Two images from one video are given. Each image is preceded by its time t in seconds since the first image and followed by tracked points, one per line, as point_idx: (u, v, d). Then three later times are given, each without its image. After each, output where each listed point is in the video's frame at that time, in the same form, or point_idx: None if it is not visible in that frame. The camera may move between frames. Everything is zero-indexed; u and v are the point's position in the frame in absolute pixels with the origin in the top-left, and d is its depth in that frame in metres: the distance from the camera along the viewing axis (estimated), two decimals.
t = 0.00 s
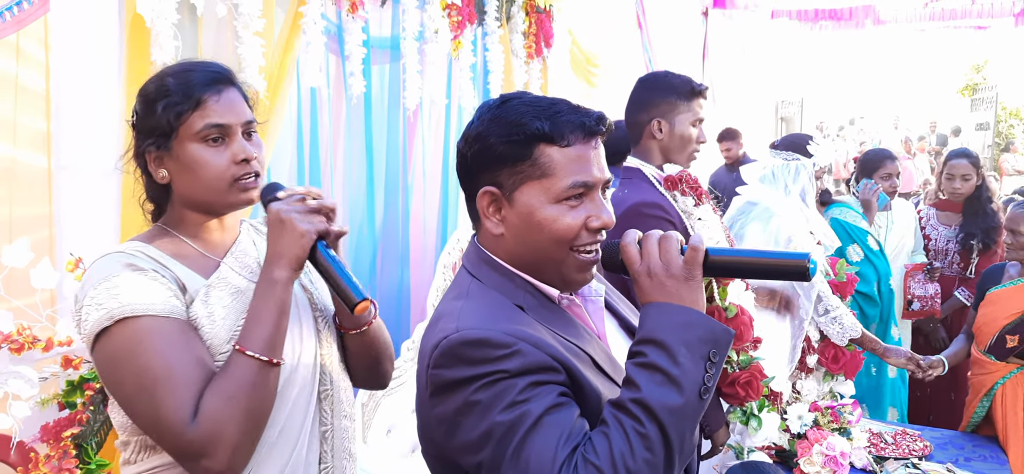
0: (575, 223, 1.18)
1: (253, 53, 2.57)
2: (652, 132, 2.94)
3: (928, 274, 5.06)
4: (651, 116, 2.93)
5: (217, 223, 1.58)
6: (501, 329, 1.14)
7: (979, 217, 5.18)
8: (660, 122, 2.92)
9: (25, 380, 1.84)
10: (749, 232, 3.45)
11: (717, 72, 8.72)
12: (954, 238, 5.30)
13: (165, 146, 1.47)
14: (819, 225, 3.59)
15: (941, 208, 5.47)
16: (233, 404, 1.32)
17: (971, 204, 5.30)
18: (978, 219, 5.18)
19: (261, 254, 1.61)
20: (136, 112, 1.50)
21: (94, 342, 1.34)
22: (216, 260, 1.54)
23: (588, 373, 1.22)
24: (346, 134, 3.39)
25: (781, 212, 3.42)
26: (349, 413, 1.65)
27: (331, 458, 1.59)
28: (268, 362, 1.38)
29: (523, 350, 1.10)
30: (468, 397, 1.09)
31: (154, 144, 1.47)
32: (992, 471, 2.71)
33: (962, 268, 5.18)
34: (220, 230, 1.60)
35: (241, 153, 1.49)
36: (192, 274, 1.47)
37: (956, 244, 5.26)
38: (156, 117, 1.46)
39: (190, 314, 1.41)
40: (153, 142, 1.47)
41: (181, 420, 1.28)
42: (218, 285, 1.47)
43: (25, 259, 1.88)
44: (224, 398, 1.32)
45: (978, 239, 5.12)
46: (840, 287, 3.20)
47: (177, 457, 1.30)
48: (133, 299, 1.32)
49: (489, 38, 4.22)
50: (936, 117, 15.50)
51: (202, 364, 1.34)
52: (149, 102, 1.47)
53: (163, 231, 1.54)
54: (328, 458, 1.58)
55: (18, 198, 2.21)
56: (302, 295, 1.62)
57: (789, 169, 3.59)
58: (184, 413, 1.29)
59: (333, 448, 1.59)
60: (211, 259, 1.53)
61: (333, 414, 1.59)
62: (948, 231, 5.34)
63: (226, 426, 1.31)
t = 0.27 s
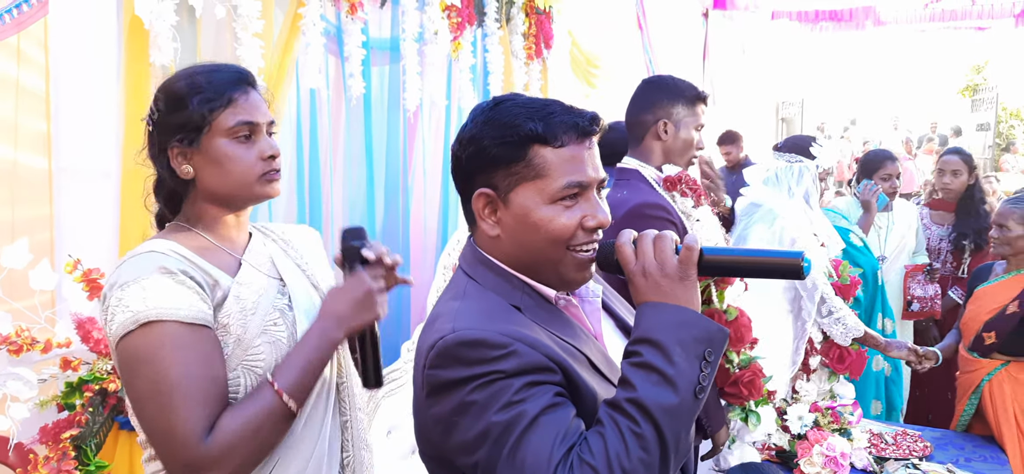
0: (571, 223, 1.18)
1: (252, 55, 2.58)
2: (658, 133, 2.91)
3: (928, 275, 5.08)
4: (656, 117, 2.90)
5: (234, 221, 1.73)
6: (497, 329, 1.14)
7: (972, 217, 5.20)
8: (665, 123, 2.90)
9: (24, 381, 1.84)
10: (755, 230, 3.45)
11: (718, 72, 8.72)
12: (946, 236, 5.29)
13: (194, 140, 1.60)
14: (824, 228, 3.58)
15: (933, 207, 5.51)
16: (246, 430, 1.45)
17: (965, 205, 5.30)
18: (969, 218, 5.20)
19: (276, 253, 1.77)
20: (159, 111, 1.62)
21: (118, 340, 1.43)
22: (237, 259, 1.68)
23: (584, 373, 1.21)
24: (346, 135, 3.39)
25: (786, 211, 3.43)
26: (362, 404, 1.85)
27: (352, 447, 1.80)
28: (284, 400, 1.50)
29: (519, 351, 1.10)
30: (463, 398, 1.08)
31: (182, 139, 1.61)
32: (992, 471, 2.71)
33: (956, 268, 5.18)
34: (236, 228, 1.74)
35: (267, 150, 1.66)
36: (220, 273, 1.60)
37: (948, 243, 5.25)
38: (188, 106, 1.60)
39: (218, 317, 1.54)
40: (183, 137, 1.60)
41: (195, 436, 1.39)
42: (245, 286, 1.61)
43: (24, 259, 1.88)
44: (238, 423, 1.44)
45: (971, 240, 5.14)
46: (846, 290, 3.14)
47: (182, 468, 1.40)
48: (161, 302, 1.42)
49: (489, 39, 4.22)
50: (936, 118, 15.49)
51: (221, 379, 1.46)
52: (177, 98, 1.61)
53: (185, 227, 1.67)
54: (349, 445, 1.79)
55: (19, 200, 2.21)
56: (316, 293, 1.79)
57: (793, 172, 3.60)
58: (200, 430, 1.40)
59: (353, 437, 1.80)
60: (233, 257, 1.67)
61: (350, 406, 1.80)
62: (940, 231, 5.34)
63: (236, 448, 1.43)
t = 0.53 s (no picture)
0: (576, 224, 1.17)
1: (253, 56, 2.58)
2: (658, 135, 2.90)
3: (929, 274, 5.09)
4: (658, 119, 2.89)
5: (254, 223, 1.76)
6: (495, 329, 1.13)
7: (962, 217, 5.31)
8: (665, 127, 2.89)
9: (23, 383, 1.83)
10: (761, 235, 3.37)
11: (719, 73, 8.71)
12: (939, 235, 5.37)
13: (234, 140, 1.64)
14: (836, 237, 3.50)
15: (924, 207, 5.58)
16: (253, 443, 1.49)
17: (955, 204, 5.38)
18: (961, 218, 5.30)
19: (287, 254, 1.80)
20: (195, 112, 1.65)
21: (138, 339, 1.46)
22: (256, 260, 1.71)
23: (583, 373, 1.21)
24: (347, 137, 3.38)
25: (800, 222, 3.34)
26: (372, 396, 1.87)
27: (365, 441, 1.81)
28: (296, 423, 1.57)
29: (518, 351, 1.10)
30: (461, 398, 1.08)
31: (221, 138, 1.64)
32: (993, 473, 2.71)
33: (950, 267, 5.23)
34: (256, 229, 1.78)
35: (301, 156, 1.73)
36: (241, 275, 1.62)
37: (942, 242, 5.31)
38: (235, 107, 1.64)
39: (239, 318, 1.56)
40: (224, 136, 1.63)
41: (205, 445, 1.43)
42: (265, 288, 1.64)
43: (23, 262, 1.87)
44: (245, 436, 1.49)
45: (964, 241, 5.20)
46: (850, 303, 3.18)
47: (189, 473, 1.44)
48: (183, 309, 1.44)
49: (490, 40, 4.21)
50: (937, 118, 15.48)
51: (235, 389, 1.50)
52: (223, 100, 1.65)
53: (203, 226, 1.68)
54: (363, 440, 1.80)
55: (20, 202, 2.20)
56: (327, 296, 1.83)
57: (808, 178, 3.53)
58: (212, 439, 1.44)
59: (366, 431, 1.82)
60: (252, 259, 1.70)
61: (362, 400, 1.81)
62: (931, 229, 5.42)
63: (245, 456, 1.48)
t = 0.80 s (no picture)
0: (567, 222, 1.17)
1: (253, 56, 2.58)
2: (656, 136, 2.90)
3: (929, 275, 4.98)
4: (656, 121, 2.89)
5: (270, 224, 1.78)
6: (496, 330, 1.13)
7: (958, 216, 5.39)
8: (663, 128, 2.89)
9: (23, 384, 1.83)
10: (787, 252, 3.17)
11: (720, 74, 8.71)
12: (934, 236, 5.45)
13: (263, 141, 1.68)
14: (869, 263, 3.26)
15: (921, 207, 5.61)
16: (260, 441, 1.49)
17: (946, 204, 5.46)
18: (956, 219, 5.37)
19: (303, 254, 1.81)
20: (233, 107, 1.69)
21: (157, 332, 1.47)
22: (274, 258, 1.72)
23: (584, 374, 1.21)
24: (347, 137, 3.38)
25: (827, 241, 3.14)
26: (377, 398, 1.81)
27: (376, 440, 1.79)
28: (300, 429, 1.57)
29: (519, 351, 1.09)
30: (463, 399, 1.08)
31: (251, 137, 1.67)
32: None
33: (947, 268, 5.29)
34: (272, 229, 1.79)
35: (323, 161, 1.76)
36: (259, 272, 1.63)
37: (939, 244, 5.40)
38: (267, 108, 1.69)
39: (258, 314, 1.56)
40: (255, 135, 1.67)
41: (212, 439, 1.43)
42: (282, 285, 1.65)
43: (23, 262, 1.87)
44: (253, 434, 1.49)
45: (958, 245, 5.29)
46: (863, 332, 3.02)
47: (196, 468, 1.44)
48: (202, 304, 1.45)
49: (490, 41, 4.21)
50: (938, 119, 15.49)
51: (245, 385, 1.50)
52: (254, 101, 1.69)
53: (222, 224, 1.71)
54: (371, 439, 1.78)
55: (19, 203, 2.19)
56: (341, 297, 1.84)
57: (844, 200, 3.31)
58: (218, 434, 1.44)
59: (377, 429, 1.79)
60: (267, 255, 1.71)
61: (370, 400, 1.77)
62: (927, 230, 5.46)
63: (248, 456, 1.47)
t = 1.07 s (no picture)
0: (571, 222, 1.16)
1: (252, 56, 2.57)
2: (656, 137, 2.89)
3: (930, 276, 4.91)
4: (656, 121, 2.88)
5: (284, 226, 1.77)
6: (498, 332, 1.12)
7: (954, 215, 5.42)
8: (663, 129, 2.88)
9: (21, 384, 1.82)
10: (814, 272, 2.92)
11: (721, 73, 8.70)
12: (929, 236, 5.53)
13: (275, 140, 1.68)
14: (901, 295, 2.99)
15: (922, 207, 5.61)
16: (261, 434, 1.50)
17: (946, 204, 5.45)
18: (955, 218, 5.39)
19: (317, 254, 1.79)
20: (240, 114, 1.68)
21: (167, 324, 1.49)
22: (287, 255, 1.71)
23: (586, 376, 1.20)
24: (346, 136, 3.37)
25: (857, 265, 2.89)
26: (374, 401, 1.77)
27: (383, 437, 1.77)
28: (299, 424, 1.56)
29: (520, 353, 1.08)
30: (465, 401, 1.07)
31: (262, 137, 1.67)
32: None
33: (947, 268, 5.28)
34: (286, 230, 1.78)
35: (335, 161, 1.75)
36: (272, 268, 1.62)
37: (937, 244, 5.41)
38: (280, 109, 1.69)
39: (268, 310, 1.56)
40: (268, 135, 1.67)
41: (213, 430, 1.44)
42: (294, 280, 1.64)
43: (22, 262, 1.86)
44: (255, 428, 1.49)
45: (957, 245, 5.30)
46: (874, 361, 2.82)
47: (194, 458, 1.45)
48: (211, 299, 1.46)
49: (490, 40, 4.20)
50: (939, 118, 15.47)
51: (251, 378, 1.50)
52: (268, 102, 1.69)
53: (237, 223, 1.70)
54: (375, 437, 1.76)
55: (17, 202, 2.18)
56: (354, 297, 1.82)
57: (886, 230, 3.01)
58: (219, 425, 1.45)
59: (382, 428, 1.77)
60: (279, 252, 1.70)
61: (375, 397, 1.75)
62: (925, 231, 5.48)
63: (248, 448, 1.48)
